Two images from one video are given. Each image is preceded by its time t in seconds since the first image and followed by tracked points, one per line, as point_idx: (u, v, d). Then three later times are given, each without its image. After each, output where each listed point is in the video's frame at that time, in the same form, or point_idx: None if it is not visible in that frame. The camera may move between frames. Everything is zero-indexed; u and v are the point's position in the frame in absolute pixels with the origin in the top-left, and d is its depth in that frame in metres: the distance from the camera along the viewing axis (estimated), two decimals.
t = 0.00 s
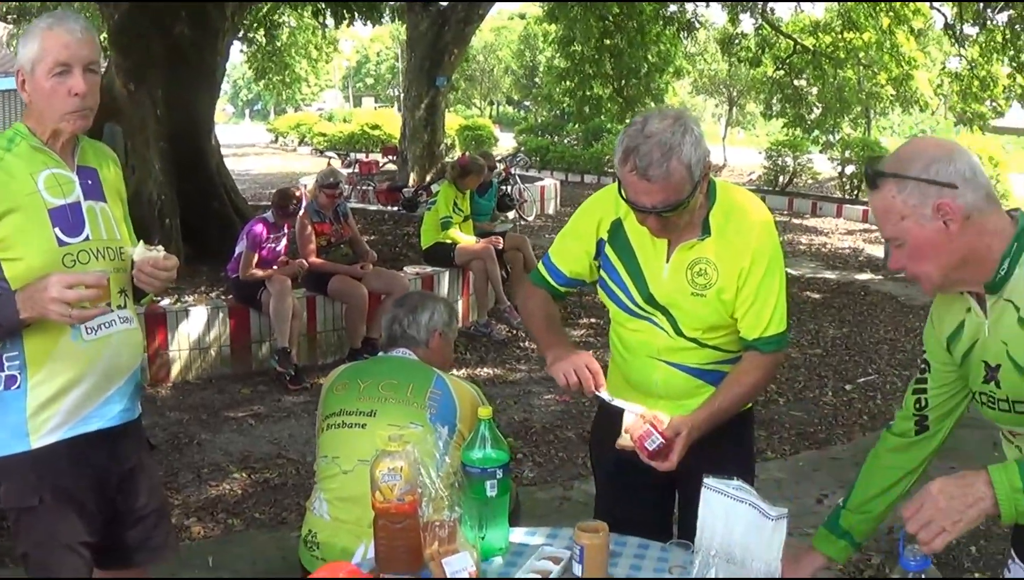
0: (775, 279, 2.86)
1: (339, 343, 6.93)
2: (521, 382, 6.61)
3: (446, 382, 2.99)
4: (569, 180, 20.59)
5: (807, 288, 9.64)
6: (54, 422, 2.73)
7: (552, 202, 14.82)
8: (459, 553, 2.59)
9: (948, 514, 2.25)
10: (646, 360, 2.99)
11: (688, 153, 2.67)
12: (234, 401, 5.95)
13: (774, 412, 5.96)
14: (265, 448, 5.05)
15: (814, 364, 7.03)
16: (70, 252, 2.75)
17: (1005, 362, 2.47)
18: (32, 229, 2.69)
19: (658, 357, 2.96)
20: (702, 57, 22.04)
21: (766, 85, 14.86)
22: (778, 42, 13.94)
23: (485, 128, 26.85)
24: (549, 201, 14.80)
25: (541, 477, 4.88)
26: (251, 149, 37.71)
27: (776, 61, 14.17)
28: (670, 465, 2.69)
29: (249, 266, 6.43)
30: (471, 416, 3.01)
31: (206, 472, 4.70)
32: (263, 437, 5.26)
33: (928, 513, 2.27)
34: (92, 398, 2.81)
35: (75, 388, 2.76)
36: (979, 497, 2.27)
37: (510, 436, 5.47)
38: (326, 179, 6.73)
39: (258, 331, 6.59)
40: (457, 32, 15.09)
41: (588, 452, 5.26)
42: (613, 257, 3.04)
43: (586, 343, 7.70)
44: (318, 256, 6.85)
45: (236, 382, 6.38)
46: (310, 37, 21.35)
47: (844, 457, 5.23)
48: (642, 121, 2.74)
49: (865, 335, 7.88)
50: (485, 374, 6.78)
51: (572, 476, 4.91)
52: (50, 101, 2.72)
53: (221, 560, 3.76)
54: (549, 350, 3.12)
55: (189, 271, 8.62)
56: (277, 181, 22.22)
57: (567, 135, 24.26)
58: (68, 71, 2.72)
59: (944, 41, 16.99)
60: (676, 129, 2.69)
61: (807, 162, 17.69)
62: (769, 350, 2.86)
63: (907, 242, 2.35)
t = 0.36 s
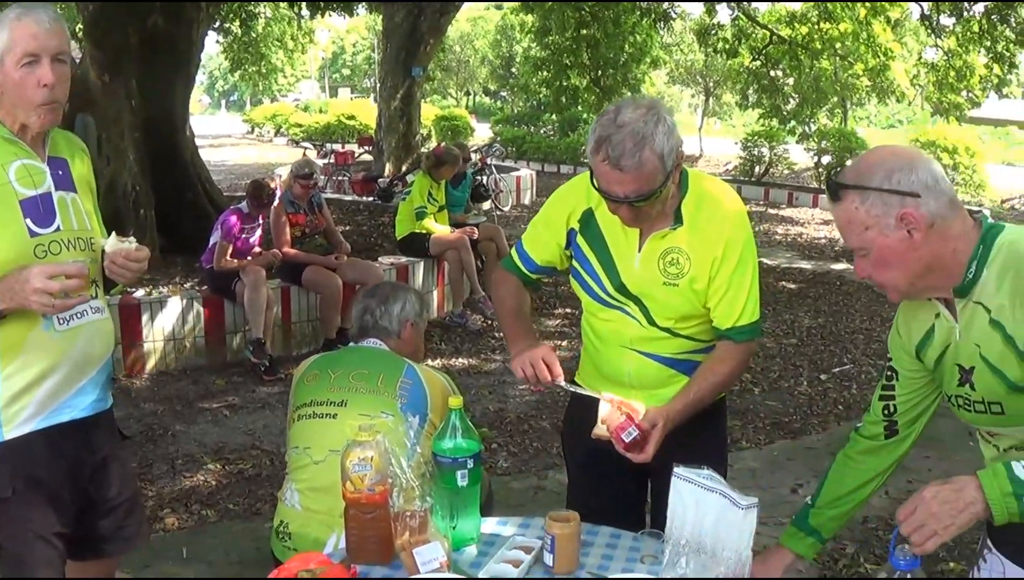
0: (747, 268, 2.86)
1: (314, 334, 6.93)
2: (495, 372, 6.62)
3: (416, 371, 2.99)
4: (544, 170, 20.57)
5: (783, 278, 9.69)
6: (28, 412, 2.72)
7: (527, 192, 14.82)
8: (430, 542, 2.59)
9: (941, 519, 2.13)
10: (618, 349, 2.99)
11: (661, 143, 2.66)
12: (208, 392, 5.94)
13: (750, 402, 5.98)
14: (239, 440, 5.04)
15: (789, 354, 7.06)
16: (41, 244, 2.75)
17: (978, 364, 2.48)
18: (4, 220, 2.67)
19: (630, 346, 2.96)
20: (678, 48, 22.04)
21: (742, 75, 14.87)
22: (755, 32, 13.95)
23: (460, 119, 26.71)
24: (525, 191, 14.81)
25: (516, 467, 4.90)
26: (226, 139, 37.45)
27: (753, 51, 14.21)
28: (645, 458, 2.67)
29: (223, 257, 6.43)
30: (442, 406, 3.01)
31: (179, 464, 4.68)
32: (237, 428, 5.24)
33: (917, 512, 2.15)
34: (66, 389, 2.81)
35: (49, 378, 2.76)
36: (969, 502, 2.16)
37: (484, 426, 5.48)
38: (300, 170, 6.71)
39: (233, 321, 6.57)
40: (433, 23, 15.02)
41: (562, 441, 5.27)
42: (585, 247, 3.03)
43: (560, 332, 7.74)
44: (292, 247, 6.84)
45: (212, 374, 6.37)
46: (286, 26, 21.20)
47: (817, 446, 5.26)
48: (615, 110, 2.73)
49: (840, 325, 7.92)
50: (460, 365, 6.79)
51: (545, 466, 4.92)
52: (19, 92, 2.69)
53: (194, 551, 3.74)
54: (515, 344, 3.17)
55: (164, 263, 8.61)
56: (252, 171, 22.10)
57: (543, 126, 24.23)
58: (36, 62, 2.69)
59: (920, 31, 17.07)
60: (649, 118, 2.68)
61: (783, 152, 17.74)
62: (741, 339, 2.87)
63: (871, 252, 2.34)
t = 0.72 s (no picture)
0: (713, 268, 2.88)
1: (285, 331, 6.93)
2: (468, 369, 6.64)
3: (385, 370, 2.99)
4: (519, 168, 20.56)
5: (756, 276, 9.75)
6: None
7: (501, 190, 14.84)
8: (397, 542, 2.61)
9: (884, 523, 2.22)
10: (584, 350, 3.00)
11: (622, 145, 2.72)
12: (180, 389, 5.94)
13: (721, 400, 6.02)
14: (210, 436, 5.04)
15: (761, 352, 7.11)
16: (10, 240, 2.73)
17: (931, 372, 2.50)
18: None
19: (596, 347, 2.97)
20: (653, 45, 22.08)
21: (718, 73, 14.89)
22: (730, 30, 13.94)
23: (436, 116, 26.55)
24: (499, 188, 14.83)
25: (486, 465, 4.92)
26: (200, 135, 37.20)
27: (728, 49, 14.23)
28: (606, 454, 2.70)
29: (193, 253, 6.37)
30: (409, 405, 3.01)
31: (150, 460, 4.68)
32: (209, 425, 5.25)
33: (863, 521, 2.23)
34: (33, 386, 2.80)
35: (15, 375, 2.74)
36: (913, 509, 2.23)
37: (455, 424, 5.50)
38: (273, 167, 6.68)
39: (204, 318, 6.58)
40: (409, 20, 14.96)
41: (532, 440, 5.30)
42: (551, 248, 3.04)
43: (532, 330, 7.76)
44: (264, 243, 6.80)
45: (183, 370, 6.37)
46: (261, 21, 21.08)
47: (788, 445, 5.29)
48: (577, 113, 2.79)
49: (812, 323, 7.99)
50: (432, 362, 6.81)
51: (516, 464, 4.95)
52: None
53: (163, 550, 3.74)
54: (493, 355, 3.18)
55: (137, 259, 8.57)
56: (226, 167, 21.97)
57: (518, 123, 24.20)
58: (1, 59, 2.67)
59: (894, 30, 17.17)
60: (610, 120, 2.74)
61: (756, 150, 17.82)
62: (708, 338, 2.88)
63: (821, 267, 2.38)
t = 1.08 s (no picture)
0: (686, 274, 2.89)
1: (262, 332, 6.94)
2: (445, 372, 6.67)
3: (356, 373, 2.99)
4: (499, 171, 20.58)
5: (735, 281, 9.80)
6: None
7: (482, 193, 15.01)
8: (366, 545, 2.59)
9: (844, 530, 2.24)
10: (556, 354, 3.02)
11: (595, 151, 2.69)
12: (156, 390, 5.93)
13: (697, 405, 6.04)
14: (186, 437, 5.04)
15: (738, 357, 7.16)
16: None
17: (895, 378, 2.52)
18: None
19: (568, 351, 2.99)
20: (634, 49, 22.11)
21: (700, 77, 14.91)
22: (710, 35, 14.01)
23: (416, 118, 26.54)
24: (478, 191, 14.89)
25: (461, 468, 4.95)
26: (180, 135, 37.09)
27: (709, 54, 14.24)
28: (578, 457, 2.70)
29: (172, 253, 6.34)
30: (382, 408, 3.02)
31: (125, 461, 4.69)
32: (184, 426, 5.24)
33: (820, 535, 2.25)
34: (5, 384, 2.79)
35: None
36: (874, 516, 2.26)
37: (431, 426, 5.53)
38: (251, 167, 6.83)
39: (181, 318, 6.58)
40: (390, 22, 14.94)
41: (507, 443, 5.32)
42: (524, 252, 3.05)
43: (510, 333, 7.79)
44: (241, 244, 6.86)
45: (160, 371, 6.37)
46: (242, 23, 21.04)
47: (763, 449, 5.32)
48: (551, 117, 2.75)
49: (790, 328, 8.04)
50: (409, 365, 6.83)
51: (491, 467, 4.97)
52: None
53: (137, 550, 3.75)
54: (453, 351, 3.21)
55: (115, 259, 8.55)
56: (206, 168, 21.92)
57: (499, 126, 24.24)
58: None
59: (874, 36, 17.26)
60: (585, 125, 2.70)
61: (736, 155, 17.93)
62: (681, 344, 2.88)
63: (785, 273, 2.40)
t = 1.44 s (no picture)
0: (658, 277, 2.89)
1: (241, 337, 6.97)
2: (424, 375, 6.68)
3: (330, 376, 3.00)
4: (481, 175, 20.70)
5: (715, 282, 9.83)
6: None
7: (463, 196, 15.05)
8: (336, 548, 2.56)
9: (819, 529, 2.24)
10: (529, 357, 3.00)
11: (562, 154, 2.70)
12: (135, 396, 5.93)
13: (678, 406, 6.06)
14: (164, 442, 5.04)
15: (718, 359, 7.19)
16: None
17: (870, 372, 2.50)
18: None
19: (541, 354, 2.98)
20: (615, 51, 22.11)
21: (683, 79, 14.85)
22: (693, 37, 13.95)
23: (398, 121, 26.55)
24: (459, 195, 14.95)
25: (440, 471, 4.97)
26: (161, 140, 37.02)
27: (691, 55, 14.17)
28: (549, 461, 2.69)
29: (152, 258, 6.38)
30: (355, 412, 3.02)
31: (105, 466, 4.69)
32: (163, 431, 5.24)
33: (800, 525, 2.26)
34: None
35: None
36: (849, 512, 2.25)
37: (410, 430, 5.54)
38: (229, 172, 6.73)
39: (161, 324, 6.60)
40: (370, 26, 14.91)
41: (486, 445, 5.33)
42: (495, 256, 3.04)
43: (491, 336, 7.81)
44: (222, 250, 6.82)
45: (140, 377, 6.38)
46: (223, 27, 21.03)
47: (742, 450, 5.33)
48: (519, 121, 2.76)
49: (770, 329, 8.08)
50: (389, 368, 6.84)
51: (469, 471, 4.99)
52: None
53: (115, 556, 3.75)
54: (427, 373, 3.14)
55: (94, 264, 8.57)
56: (186, 173, 21.91)
57: (479, 129, 24.26)
58: None
59: (855, 36, 17.28)
60: (551, 129, 2.72)
61: (718, 156, 18.05)
62: (653, 346, 2.88)
63: (767, 269, 2.34)
